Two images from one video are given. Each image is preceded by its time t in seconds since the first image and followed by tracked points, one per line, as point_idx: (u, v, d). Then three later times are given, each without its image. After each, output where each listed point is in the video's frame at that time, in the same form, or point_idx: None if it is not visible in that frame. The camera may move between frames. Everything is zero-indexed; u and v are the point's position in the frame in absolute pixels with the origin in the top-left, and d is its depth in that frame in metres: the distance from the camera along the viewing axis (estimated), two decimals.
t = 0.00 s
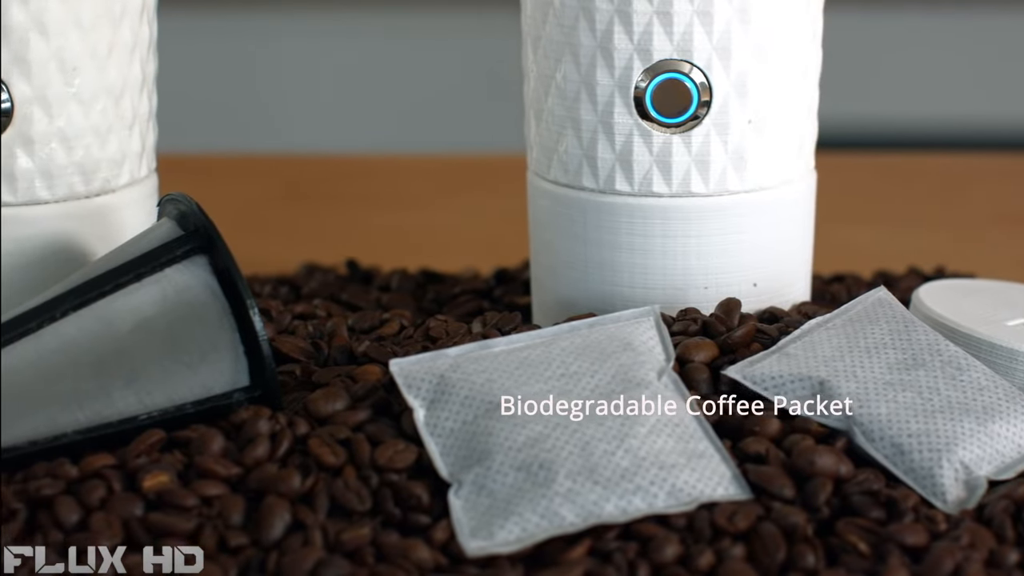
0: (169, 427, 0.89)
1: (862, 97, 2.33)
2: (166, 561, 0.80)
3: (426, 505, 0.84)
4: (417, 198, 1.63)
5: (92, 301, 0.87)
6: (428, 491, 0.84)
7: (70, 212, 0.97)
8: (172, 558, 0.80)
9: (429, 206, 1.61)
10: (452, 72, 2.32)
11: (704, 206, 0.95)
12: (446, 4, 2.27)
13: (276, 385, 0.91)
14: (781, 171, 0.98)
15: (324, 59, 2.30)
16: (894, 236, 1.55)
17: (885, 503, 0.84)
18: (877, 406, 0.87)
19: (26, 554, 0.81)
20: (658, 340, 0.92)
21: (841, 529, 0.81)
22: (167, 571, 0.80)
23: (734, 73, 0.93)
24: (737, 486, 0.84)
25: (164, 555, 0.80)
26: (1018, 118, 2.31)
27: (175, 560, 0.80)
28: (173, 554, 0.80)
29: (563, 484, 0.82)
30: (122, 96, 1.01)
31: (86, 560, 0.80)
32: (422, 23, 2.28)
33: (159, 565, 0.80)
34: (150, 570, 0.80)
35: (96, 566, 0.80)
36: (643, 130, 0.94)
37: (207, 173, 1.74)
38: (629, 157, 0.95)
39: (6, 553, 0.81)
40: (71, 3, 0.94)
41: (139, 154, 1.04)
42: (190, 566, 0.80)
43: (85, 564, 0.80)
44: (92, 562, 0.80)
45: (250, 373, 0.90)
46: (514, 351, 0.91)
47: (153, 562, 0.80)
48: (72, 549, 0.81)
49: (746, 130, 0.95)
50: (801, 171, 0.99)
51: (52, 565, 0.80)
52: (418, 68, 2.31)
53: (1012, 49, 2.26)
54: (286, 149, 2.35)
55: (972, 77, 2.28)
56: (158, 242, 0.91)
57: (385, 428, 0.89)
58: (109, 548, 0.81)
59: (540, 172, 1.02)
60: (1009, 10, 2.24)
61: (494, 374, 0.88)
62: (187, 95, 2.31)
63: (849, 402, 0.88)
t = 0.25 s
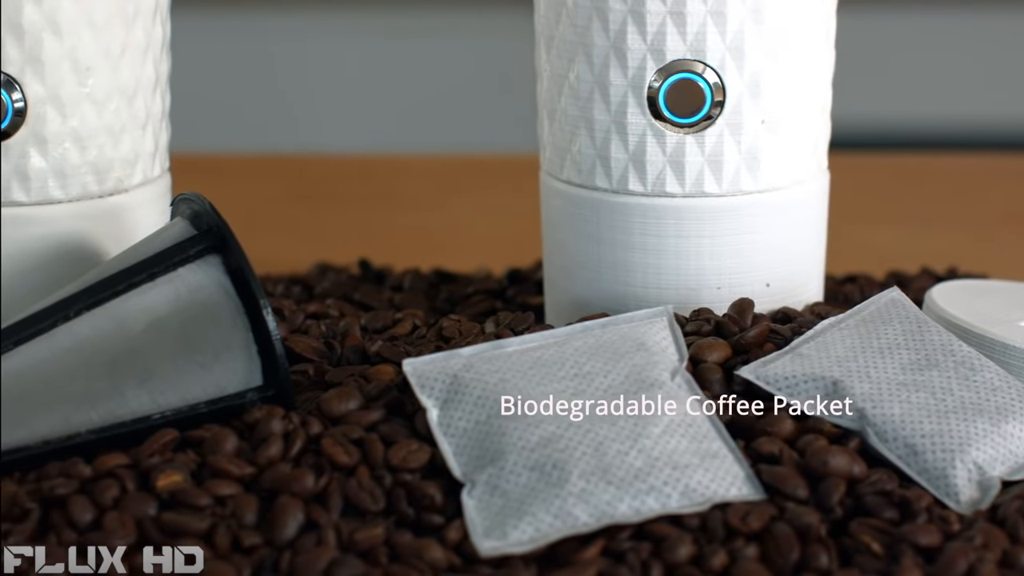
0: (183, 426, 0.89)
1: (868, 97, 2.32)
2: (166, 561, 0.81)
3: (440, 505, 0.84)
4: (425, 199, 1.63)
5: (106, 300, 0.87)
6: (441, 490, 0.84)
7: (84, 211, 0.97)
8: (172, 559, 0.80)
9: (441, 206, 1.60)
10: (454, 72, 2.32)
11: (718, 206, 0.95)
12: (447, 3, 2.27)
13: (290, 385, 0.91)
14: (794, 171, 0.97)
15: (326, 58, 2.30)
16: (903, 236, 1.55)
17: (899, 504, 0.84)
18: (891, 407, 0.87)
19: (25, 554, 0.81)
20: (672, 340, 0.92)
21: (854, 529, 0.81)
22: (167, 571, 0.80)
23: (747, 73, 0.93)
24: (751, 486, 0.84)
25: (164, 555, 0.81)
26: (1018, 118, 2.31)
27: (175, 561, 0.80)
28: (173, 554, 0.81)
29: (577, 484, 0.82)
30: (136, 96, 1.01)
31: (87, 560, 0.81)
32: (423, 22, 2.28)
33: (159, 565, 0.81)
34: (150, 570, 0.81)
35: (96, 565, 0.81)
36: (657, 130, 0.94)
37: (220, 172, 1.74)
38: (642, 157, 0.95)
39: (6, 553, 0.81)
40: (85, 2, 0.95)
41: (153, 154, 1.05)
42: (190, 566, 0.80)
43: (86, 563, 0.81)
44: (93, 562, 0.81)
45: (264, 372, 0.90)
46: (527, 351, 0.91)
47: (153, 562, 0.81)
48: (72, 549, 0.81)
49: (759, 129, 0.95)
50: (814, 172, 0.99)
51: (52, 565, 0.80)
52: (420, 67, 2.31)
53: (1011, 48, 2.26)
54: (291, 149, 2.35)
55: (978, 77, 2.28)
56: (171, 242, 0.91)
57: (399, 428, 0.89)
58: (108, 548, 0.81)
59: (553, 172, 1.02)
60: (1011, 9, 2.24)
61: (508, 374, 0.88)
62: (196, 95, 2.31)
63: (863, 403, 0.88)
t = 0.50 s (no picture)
0: (198, 426, 0.89)
1: (877, 97, 2.30)
2: (166, 561, 0.81)
3: (455, 505, 0.84)
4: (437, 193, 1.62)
5: (122, 299, 0.88)
6: (457, 490, 0.84)
7: (98, 211, 0.98)
8: (172, 558, 0.80)
9: (452, 206, 1.57)
10: (456, 72, 2.32)
11: (733, 206, 0.95)
12: (448, 3, 2.27)
13: (305, 384, 0.91)
14: (810, 171, 0.97)
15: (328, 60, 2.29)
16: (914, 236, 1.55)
17: (914, 504, 0.84)
18: (907, 407, 0.87)
19: (25, 554, 0.81)
20: (688, 340, 0.92)
21: (870, 529, 0.81)
22: (167, 571, 0.80)
23: (763, 73, 0.93)
24: (767, 486, 0.84)
25: (163, 555, 0.81)
26: None
27: (175, 561, 0.80)
28: (173, 554, 0.81)
29: (592, 484, 0.82)
30: (151, 95, 1.02)
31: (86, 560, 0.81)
32: (424, 21, 2.28)
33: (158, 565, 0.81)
34: (150, 571, 0.80)
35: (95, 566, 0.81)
36: (672, 130, 0.94)
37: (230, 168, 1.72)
38: (658, 157, 0.95)
39: (6, 553, 0.81)
40: (101, 1, 0.95)
41: (168, 154, 1.05)
42: (190, 566, 0.80)
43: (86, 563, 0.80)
44: (92, 563, 0.81)
45: (279, 372, 0.90)
46: (543, 351, 0.91)
47: (153, 562, 0.81)
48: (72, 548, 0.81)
49: (775, 130, 0.95)
50: (830, 172, 0.99)
51: (52, 565, 0.80)
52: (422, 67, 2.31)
53: (1011, 49, 2.25)
54: (295, 148, 2.35)
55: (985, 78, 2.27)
56: (187, 241, 0.91)
57: (414, 428, 0.89)
58: (108, 548, 0.80)
59: (569, 172, 1.02)
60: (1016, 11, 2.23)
61: (523, 374, 0.88)
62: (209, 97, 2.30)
63: (879, 403, 0.88)
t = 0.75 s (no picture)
0: (214, 425, 0.89)
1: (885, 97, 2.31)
2: (166, 561, 0.81)
3: (471, 504, 0.84)
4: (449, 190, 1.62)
5: (138, 298, 0.88)
6: (473, 490, 0.84)
7: (114, 211, 1.00)
8: (172, 559, 0.80)
9: (469, 206, 1.57)
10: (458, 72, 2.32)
11: (749, 206, 0.95)
12: (449, 3, 2.27)
13: (321, 384, 0.91)
14: (825, 171, 0.97)
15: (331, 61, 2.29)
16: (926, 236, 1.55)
17: (930, 505, 0.84)
18: (922, 408, 0.87)
19: (25, 554, 0.81)
20: (704, 340, 0.92)
21: (886, 530, 0.81)
22: (167, 571, 0.80)
23: (779, 73, 0.93)
24: (783, 486, 0.84)
25: (164, 555, 0.81)
26: None
27: (175, 560, 0.81)
28: (173, 554, 0.81)
29: (608, 484, 0.82)
30: (167, 95, 1.02)
31: (87, 560, 0.80)
32: (424, 21, 2.28)
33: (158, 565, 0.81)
34: (150, 571, 0.80)
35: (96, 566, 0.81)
36: (688, 130, 0.94)
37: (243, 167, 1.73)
38: (673, 157, 0.95)
39: (6, 553, 0.81)
40: (117, 2, 0.96)
41: (184, 153, 1.06)
42: (190, 565, 0.81)
43: (86, 563, 0.80)
44: (93, 562, 0.81)
45: (295, 372, 0.89)
46: (558, 351, 0.91)
47: (153, 562, 0.80)
48: (72, 549, 0.81)
49: (791, 130, 0.95)
50: (845, 172, 0.99)
51: (52, 566, 0.80)
52: (424, 68, 2.31)
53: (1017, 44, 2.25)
54: (301, 148, 2.35)
55: (997, 78, 2.27)
56: (203, 241, 0.91)
57: (430, 428, 0.89)
58: (108, 548, 0.81)
59: (584, 172, 1.02)
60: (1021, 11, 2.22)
61: (540, 374, 0.88)
62: (214, 95, 2.30)
63: (894, 403, 0.88)
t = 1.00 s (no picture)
0: (230, 424, 0.89)
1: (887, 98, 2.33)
2: (166, 562, 0.80)
3: (487, 504, 0.84)
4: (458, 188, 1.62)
5: (155, 297, 0.88)
6: (488, 490, 0.84)
7: (129, 211, 1.00)
8: (172, 559, 0.80)
9: (480, 205, 1.57)
10: (456, 71, 2.34)
11: (765, 206, 0.95)
12: (448, 3, 2.29)
13: (337, 383, 0.90)
14: (841, 171, 0.97)
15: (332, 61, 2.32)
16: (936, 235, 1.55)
17: (946, 505, 0.84)
18: (938, 409, 0.87)
19: (25, 554, 0.81)
20: (719, 341, 0.92)
21: (902, 530, 0.81)
22: (167, 571, 0.80)
23: (795, 73, 0.93)
24: (799, 487, 0.84)
25: (164, 554, 0.80)
26: None
27: (175, 561, 0.80)
28: (173, 554, 0.80)
29: (624, 484, 0.81)
30: (183, 94, 1.02)
31: (86, 560, 0.80)
32: (423, 22, 2.30)
33: (158, 565, 0.81)
34: (150, 571, 0.80)
35: (96, 566, 0.80)
36: (704, 130, 0.94)
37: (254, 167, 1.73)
38: (689, 158, 0.95)
39: (6, 553, 0.81)
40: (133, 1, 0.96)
41: (199, 152, 1.06)
42: (191, 566, 0.80)
43: (86, 564, 0.80)
44: (92, 562, 0.80)
45: (311, 372, 0.89)
46: (574, 351, 0.91)
47: (153, 562, 0.80)
48: (71, 548, 0.80)
49: (806, 130, 0.95)
50: (861, 172, 0.99)
51: (52, 566, 0.80)
52: (424, 67, 2.33)
53: None
54: (307, 147, 2.36)
55: (1001, 78, 2.29)
56: (219, 241, 0.91)
57: (446, 427, 0.89)
58: (108, 548, 0.81)
59: (599, 171, 1.02)
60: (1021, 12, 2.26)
61: (555, 374, 0.88)
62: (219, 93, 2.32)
63: (910, 403, 0.88)
